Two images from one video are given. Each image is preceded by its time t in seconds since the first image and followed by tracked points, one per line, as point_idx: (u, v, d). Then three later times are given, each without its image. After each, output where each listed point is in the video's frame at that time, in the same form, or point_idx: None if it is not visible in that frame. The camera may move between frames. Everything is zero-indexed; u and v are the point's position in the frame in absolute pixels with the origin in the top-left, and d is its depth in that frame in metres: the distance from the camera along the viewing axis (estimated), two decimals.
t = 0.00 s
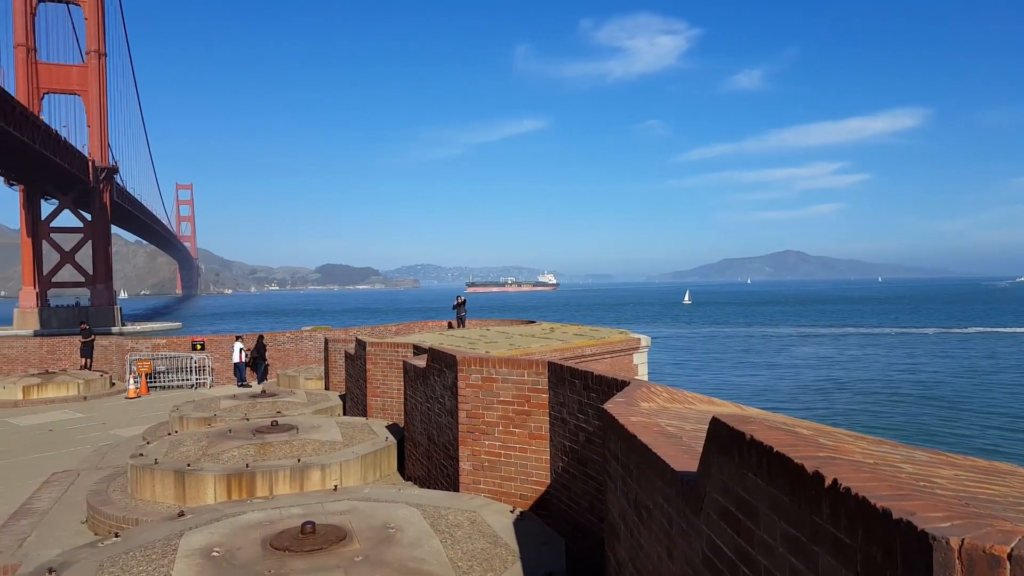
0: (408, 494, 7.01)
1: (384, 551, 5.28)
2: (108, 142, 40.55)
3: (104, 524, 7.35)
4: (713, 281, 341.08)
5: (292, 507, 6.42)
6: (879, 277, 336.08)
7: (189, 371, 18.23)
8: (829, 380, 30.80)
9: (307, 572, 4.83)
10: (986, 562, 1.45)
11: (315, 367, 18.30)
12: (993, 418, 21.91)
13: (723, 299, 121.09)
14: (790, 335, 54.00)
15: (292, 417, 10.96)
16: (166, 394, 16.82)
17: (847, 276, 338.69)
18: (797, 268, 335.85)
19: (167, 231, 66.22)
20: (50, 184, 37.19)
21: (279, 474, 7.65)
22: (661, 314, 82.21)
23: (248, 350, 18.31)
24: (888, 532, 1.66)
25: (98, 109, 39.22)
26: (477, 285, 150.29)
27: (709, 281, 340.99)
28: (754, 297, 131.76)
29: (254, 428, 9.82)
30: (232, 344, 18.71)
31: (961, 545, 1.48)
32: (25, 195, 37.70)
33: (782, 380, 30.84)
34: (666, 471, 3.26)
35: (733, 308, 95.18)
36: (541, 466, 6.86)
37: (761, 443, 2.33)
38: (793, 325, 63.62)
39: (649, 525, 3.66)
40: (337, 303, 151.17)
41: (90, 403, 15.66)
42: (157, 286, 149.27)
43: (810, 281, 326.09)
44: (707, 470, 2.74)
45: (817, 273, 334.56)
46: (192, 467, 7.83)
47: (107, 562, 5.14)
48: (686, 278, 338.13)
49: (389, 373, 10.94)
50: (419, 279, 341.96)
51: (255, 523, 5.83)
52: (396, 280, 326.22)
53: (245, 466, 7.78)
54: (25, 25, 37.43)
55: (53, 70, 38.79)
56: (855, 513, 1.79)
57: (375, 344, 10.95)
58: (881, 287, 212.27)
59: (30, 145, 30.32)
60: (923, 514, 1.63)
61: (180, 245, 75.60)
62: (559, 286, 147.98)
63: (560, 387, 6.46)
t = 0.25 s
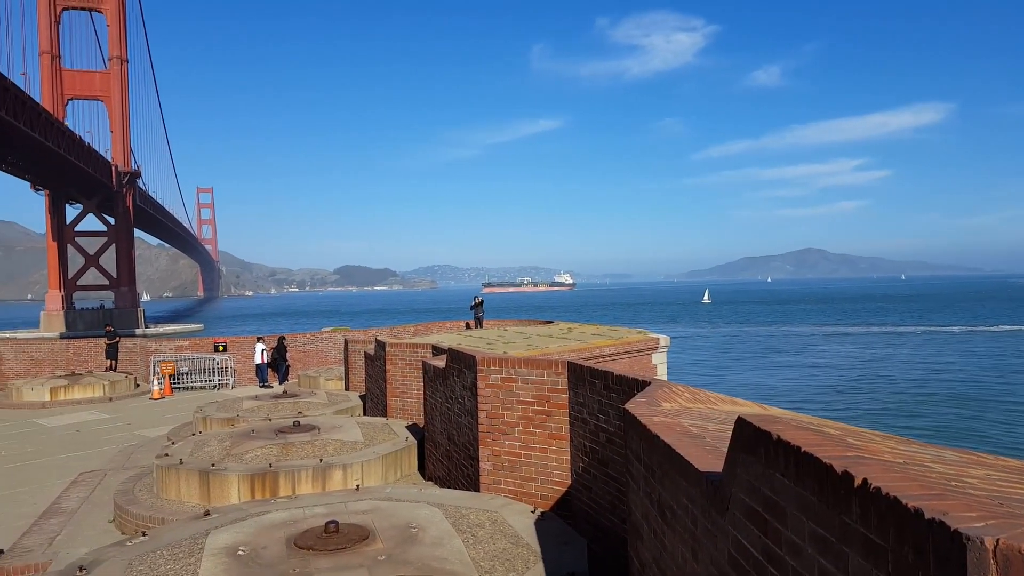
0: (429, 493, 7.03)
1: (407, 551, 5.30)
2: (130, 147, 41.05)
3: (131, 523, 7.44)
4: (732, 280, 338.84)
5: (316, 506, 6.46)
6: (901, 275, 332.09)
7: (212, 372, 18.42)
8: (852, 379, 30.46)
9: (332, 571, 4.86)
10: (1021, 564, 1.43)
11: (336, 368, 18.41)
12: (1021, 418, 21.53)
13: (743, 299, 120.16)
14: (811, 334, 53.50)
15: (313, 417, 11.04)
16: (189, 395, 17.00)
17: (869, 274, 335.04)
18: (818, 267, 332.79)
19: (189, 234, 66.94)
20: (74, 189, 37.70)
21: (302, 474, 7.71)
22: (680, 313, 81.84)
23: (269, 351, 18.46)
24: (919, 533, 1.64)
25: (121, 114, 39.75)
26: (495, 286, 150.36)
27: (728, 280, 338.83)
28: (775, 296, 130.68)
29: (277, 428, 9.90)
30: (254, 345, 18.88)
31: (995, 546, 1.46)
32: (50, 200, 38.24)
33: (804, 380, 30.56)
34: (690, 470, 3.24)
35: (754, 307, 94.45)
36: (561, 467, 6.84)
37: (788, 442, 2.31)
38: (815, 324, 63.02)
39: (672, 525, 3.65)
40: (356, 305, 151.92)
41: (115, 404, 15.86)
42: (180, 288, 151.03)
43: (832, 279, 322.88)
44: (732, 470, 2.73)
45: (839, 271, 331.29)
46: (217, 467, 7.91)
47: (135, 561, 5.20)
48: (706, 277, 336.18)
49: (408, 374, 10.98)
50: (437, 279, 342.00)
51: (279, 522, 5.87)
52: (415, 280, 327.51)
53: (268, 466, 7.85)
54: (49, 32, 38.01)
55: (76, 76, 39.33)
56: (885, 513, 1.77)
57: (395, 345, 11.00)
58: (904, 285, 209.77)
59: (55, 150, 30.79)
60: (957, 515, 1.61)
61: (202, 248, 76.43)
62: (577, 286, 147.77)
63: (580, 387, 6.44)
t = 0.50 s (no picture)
0: (451, 493, 7.05)
1: (430, 550, 5.32)
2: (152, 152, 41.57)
3: (157, 523, 7.52)
4: (752, 278, 336.43)
5: (339, 506, 6.50)
6: (924, 271, 328.02)
7: (234, 374, 18.61)
8: (875, 377, 30.13)
9: (356, 570, 4.89)
10: None
11: (356, 369, 18.52)
12: None
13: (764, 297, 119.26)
14: (833, 332, 52.98)
15: (334, 418, 11.12)
16: (212, 397, 17.18)
17: (891, 271, 331.31)
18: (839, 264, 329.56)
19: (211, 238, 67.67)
20: (98, 194, 38.24)
21: (324, 474, 7.76)
22: (700, 312, 81.46)
23: (291, 353, 18.61)
24: (949, 530, 1.63)
25: (142, 120, 40.28)
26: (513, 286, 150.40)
27: (748, 278, 336.51)
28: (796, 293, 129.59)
29: (299, 429, 9.98)
30: (275, 347, 19.05)
31: None
32: (74, 206, 38.83)
33: (826, 378, 30.28)
34: (714, 469, 3.23)
35: (774, 305, 93.75)
36: (583, 466, 6.83)
37: (814, 440, 2.29)
38: (836, 322, 62.44)
39: (696, 525, 3.63)
40: (375, 305, 152.69)
41: (140, 406, 16.08)
42: (202, 291, 152.72)
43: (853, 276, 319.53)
44: (757, 468, 2.71)
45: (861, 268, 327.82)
46: (241, 467, 7.98)
47: (162, 560, 5.26)
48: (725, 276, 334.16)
49: (428, 374, 11.02)
50: (455, 279, 342.02)
51: (303, 522, 5.91)
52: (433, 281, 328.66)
53: (291, 467, 7.91)
54: (71, 40, 38.60)
55: (98, 83, 39.89)
56: (915, 511, 1.75)
57: (414, 346, 11.03)
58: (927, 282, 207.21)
59: (78, 155, 31.26)
60: (988, 512, 1.59)
61: (223, 251, 77.31)
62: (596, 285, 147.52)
63: (600, 387, 6.43)
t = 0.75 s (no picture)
0: (476, 492, 7.07)
1: (457, 548, 5.33)
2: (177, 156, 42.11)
3: (187, 522, 7.62)
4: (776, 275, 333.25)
5: (366, 504, 6.55)
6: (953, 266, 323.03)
7: (260, 374, 18.80)
8: (904, 374, 29.71)
9: (384, 568, 4.93)
10: None
11: (380, 369, 18.62)
12: None
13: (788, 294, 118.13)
14: (860, 328, 52.34)
15: (359, 417, 11.20)
16: (239, 397, 17.38)
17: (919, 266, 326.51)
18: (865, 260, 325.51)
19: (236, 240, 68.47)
20: (125, 199, 38.80)
21: (350, 473, 7.81)
22: (723, 309, 80.93)
23: (315, 354, 18.76)
24: (987, 527, 1.60)
25: (167, 124, 40.81)
26: (534, 285, 150.28)
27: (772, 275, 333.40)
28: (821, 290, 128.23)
29: (325, 428, 10.06)
30: (300, 348, 19.22)
31: None
32: (102, 210, 39.46)
33: (854, 375, 29.91)
34: (743, 467, 3.20)
35: (799, 301, 92.80)
36: (608, 465, 6.81)
37: (846, 437, 2.27)
38: (863, 318, 61.66)
39: (725, 523, 3.60)
40: (397, 306, 153.37)
41: (169, 406, 16.31)
42: (227, 293, 154.58)
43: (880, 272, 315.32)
44: (787, 466, 2.68)
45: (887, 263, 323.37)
46: (269, 466, 8.06)
47: (193, 558, 5.34)
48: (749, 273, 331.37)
49: (451, 374, 11.06)
50: (476, 279, 342.05)
51: (330, 520, 5.96)
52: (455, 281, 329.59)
53: (317, 466, 7.97)
54: (97, 47, 39.22)
55: (124, 89, 40.47)
56: (951, 507, 1.73)
57: (437, 346, 11.08)
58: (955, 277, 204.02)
59: (106, 160, 31.76)
60: None
61: (248, 253, 78.19)
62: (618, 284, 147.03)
63: (625, 386, 6.41)
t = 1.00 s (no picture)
0: (496, 490, 7.08)
1: (477, 546, 5.34)
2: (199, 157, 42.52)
3: (211, 519, 7.70)
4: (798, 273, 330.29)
5: (387, 502, 6.58)
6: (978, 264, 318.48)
7: (281, 373, 18.95)
8: (928, 374, 29.31)
9: (405, 565, 4.95)
10: None
11: (400, 368, 18.69)
12: None
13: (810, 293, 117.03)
14: (883, 328, 51.70)
15: (379, 416, 11.26)
16: (261, 396, 17.52)
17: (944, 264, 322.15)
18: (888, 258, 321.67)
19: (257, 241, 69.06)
20: (148, 200, 39.23)
21: (372, 471, 7.85)
22: (744, 308, 80.39)
23: (336, 352, 18.86)
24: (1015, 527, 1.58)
25: (189, 126, 41.22)
26: (552, 284, 150.05)
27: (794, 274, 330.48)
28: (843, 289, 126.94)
29: (346, 427, 10.13)
30: (321, 347, 19.33)
31: None
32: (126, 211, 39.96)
33: (878, 375, 29.55)
34: (767, 466, 3.18)
35: (822, 300, 91.85)
36: (628, 465, 6.79)
37: (872, 435, 2.25)
38: (886, 317, 60.91)
39: (748, 522, 3.57)
40: (417, 305, 153.85)
41: (192, 404, 16.49)
42: (249, 293, 155.95)
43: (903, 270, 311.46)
44: (812, 465, 2.66)
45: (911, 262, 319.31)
46: (291, 464, 8.13)
47: (217, 555, 5.40)
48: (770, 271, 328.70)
49: (471, 373, 11.08)
50: (494, 279, 341.97)
51: (352, 518, 5.99)
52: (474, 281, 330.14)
53: (339, 464, 8.02)
54: (120, 50, 39.66)
55: (146, 91, 40.91)
56: (979, 507, 1.71)
57: (456, 345, 11.10)
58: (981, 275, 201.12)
59: (129, 161, 32.14)
60: None
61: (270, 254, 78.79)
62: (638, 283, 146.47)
63: (645, 385, 6.38)
